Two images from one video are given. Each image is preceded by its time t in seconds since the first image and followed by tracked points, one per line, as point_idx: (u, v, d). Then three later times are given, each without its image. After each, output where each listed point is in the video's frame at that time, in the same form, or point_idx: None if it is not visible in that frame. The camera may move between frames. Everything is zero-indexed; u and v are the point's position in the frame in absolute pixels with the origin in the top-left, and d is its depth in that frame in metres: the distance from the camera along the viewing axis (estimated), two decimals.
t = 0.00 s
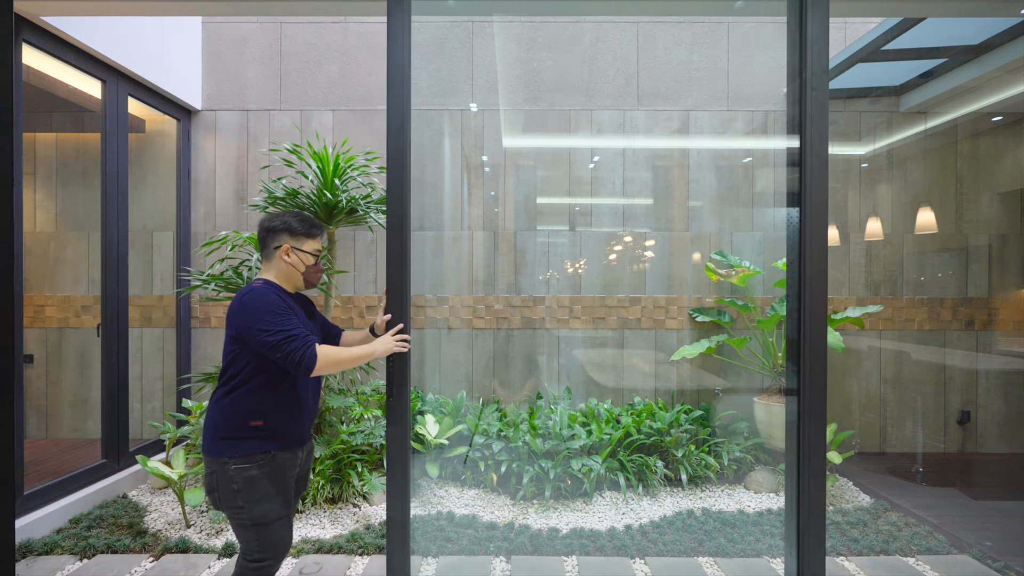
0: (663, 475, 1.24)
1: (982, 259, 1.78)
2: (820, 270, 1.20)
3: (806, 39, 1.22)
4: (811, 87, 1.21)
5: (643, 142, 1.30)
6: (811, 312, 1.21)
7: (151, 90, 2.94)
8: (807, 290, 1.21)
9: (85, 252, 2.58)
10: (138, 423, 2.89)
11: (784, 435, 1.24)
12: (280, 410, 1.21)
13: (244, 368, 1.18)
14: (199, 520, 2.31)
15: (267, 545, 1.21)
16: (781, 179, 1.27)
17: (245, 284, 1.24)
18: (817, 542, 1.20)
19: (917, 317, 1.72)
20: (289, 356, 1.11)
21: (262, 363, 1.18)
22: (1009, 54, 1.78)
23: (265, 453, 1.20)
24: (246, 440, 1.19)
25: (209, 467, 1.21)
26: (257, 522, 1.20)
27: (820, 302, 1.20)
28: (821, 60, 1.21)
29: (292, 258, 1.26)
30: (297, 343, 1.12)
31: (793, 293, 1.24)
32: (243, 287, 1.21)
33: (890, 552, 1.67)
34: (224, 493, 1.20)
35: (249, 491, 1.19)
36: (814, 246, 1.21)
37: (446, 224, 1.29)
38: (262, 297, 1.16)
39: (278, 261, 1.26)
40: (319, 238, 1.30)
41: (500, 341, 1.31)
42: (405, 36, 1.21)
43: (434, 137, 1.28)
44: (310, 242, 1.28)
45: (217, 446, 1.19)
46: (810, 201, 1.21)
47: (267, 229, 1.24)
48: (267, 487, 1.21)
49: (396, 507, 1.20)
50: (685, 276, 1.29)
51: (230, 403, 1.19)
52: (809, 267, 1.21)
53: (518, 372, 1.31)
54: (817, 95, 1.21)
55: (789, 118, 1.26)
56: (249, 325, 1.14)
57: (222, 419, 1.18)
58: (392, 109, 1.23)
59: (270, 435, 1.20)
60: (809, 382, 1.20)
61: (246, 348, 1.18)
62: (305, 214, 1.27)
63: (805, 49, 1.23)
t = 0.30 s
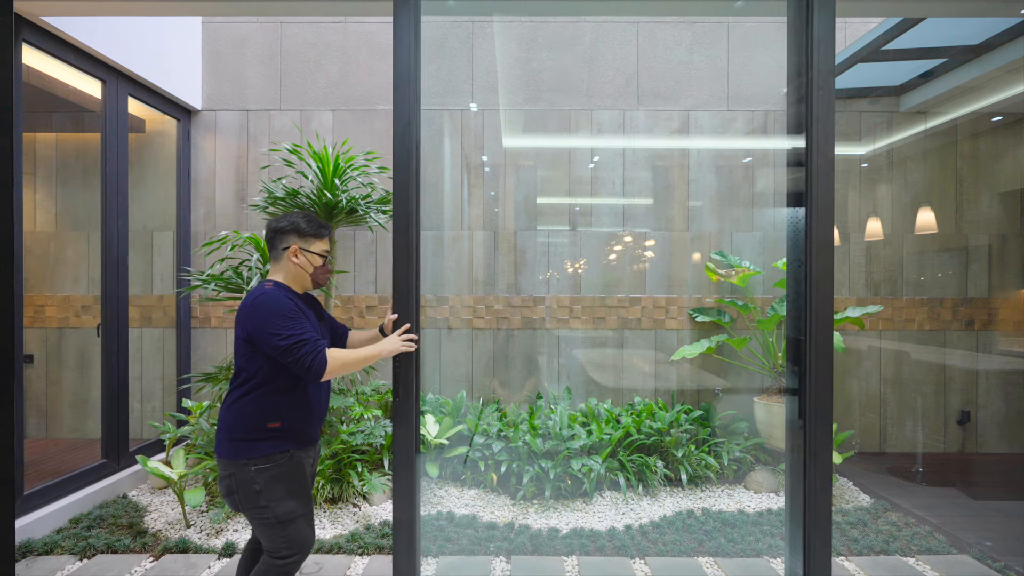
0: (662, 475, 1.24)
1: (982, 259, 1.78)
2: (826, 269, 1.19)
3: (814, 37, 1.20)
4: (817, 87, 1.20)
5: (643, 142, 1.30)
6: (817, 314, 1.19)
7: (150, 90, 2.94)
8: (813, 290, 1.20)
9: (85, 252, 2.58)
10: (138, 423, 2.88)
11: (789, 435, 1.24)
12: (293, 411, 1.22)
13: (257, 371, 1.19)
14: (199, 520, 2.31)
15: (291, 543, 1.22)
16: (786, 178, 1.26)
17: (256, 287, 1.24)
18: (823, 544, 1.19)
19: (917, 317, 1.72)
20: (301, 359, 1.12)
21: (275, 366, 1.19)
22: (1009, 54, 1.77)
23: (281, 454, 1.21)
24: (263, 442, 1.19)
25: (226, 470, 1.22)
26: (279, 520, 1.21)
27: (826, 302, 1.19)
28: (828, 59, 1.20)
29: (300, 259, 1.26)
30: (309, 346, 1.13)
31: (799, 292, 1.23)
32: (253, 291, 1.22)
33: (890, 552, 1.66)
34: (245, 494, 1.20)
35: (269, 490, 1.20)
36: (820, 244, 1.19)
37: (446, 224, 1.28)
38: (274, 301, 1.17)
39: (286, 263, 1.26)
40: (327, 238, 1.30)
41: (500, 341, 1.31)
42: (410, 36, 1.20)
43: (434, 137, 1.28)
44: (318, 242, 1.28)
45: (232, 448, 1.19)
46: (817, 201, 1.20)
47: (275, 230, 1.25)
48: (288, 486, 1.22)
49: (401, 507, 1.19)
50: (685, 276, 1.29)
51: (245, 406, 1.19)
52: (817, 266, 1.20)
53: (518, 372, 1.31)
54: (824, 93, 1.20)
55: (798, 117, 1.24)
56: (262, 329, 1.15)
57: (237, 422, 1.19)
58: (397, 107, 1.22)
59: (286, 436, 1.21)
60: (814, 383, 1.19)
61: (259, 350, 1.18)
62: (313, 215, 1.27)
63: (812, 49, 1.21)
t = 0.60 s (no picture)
0: (663, 475, 1.24)
1: (982, 259, 1.79)
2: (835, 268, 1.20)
3: (824, 38, 1.20)
4: (827, 87, 1.20)
5: (643, 142, 1.30)
6: (828, 314, 1.19)
7: (150, 90, 2.94)
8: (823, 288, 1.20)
9: (85, 252, 2.58)
10: (138, 423, 2.88)
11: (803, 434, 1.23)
12: (303, 413, 1.22)
13: (267, 374, 1.19)
14: (200, 520, 2.31)
15: (303, 542, 1.22)
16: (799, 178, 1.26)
17: (267, 289, 1.25)
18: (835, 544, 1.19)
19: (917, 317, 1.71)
20: (313, 364, 1.13)
21: (286, 369, 1.19)
22: (1009, 54, 1.80)
23: (291, 454, 1.21)
24: (272, 444, 1.20)
25: (235, 471, 1.22)
26: (291, 518, 1.21)
27: (836, 301, 1.19)
28: (838, 60, 1.20)
29: (310, 261, 1.27)
30: (321, 352, 1.13)
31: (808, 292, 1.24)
32: (264, 294, 1.22)
33: (890, 552, 1.62)
34: (255, 494, 1.20)
35: (278, 491, 1.20)
36: (829, 242, 1.20)
37: (446, 223, 1.28)
38: (285, 305, 1.17)
39: (296, 265, 1.27)
40: (338, 240, 1.31)
41: (500, 341, 1.31)
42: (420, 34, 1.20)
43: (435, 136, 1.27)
44: (328, 245, 1.28)
45: (242, 449, 1.19)
46: (828, 201, 1.20)
47: (286, 231, 1.26)
48: (299, 485, 1.22)
49: (411, 507, 1.19)
50: (685, 276, 1.29)
51: (254, 408, 1.20)
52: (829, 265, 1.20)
53: (518, 372, 1.31)
54: (834, 94, 1.20)
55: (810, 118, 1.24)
56: (273, 333, 1.15)
57: (246, 423, 1.19)
58: (408, 108, 1.21)
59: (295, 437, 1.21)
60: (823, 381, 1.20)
61: (269, 353, 1.18)
62: (324, 217, 1.28)
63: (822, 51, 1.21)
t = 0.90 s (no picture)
0: (663, 475, 1.24)
1: (982, 259, 1.78)
2: (858, 268, 1.18)
3: (845, 38, 1.19)
4: (848, 87, 1.19)
5: (643, 142, 1.30)
6: (849, 315, 1.18)
7: (151, 90, 2.94)
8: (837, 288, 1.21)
9: (85, 252, 2.58)
10: (138, 423, 2.88)
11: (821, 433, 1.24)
12: (318, 415, 1.22)
13: (284, 376, 1.19)
14: (200, 520, 2.31)
15: (313, 546, 1.22)
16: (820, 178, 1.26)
17: (284, 291, 1.23)
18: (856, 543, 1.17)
19: (917, 317, 1.74)
20: (334, 366, 1.12)
21: (303, 371, 1.18)
22: (1009, 54, 1.75)
23: (303, 457, 1.21)
24: (286, 446, 1.20)
25: (247, 473, 1.22)
26: (301, 522, 1.21)
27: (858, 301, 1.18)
28: (857, 60, 1.19)
29: (329, 266, 1.25)
30: (341, 354, 1.13)
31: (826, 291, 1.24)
32: (281, 296, 1.20)
33: (891, 552, 1.69)
34: (266, 497, 1.21)
35: (291, 493, 1.20)
36: (851, 241, 1.19)
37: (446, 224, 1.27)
38: (303, 308, 1.16)
39: (315, 268, 1.26)
40: (359, 246, 1.28)
41: (500, 340, 1.30)
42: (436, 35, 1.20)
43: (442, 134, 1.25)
44: (349, 250, 1.26)
45: (256, 451, 1.19)
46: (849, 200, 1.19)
47: (309, 234, 1.24)
48: (311, 488, 1.22)
49: (432, 507, 1.19)
50: (685, 276, 1.29)
51: (269, 410, 1.19)
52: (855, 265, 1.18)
53: (518, 372, 1.31)
54: (854, 94, 1.18)
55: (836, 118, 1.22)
56: (292, 336, 1.14)
57: (261, 426, 1.19)
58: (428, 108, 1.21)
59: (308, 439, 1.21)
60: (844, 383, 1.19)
61: (286, 356, 1.18)
62: (348, 222, 1.26)
63: (842, 51, 1.20)
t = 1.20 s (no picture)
0: (662, 475, 1.24)
1: (982, 259, 1.80)
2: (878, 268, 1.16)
3: (866, 37, 1.19)
4: (868, 87, 1.18)
5: (643, 142, 1.30)
6: (868, 315, 1.17)
7: (151, 90, 2.94)
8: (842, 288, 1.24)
9: (85, 252, 2.58)
10: (138, 423, 2.88)
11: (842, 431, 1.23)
12: (341, 418, 1.22)
13: (311, 379, 1.18)
14: (200, 520, 2.31)
15: (328, 551, 1.23)
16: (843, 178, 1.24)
17: (308, 292, 1.22)
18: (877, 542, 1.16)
19: (917, 317, 1.75)
20: (364, 368, 1.12)
21: (329, 374, 1.17)
22: (1008, 54, 1.78)
23: (325, 463, 1.21)
24: (310, 451, 1.20)
25: (269, 476, 1.22)
26: (319, 528, 1.21)
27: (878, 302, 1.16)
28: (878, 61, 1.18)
29: (353, 265, 1.24)
30: (371, 356, 1.12)
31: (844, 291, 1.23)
32: (306, 297, 1.19)
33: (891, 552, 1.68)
34: (287, 502, 1.21)
35: (312, 498, 1.20)
36: (871, 240, 1.18)
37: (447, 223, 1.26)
38: (331, 310, 1.15)
39: (338, 267, 1.24)
40: (384, 245, 1.27)
41: (500, 340, 1.29)
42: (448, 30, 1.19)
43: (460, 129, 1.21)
44: (373, 249, 1.25)
45: (279, 455, 1.19)
46: (868, 199, 1.18)
47: (333, 231, 1.23)
48: (330, 496, 1.22)
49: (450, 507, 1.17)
50: (685, 276, 1.29)
51: (294, 413, 1.19)
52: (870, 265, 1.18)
53: (518, 372, 1.30)
54: (874, 94, 1.18)
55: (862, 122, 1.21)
56: (321, 339, 1.13)
57: (285, 429, 1.19)
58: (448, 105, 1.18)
59: (331, 444, 1.21)
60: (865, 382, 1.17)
61: (313, 358, 1.17)
62: (373, 220, 1.24)
63: (864, 51, 1.19)
